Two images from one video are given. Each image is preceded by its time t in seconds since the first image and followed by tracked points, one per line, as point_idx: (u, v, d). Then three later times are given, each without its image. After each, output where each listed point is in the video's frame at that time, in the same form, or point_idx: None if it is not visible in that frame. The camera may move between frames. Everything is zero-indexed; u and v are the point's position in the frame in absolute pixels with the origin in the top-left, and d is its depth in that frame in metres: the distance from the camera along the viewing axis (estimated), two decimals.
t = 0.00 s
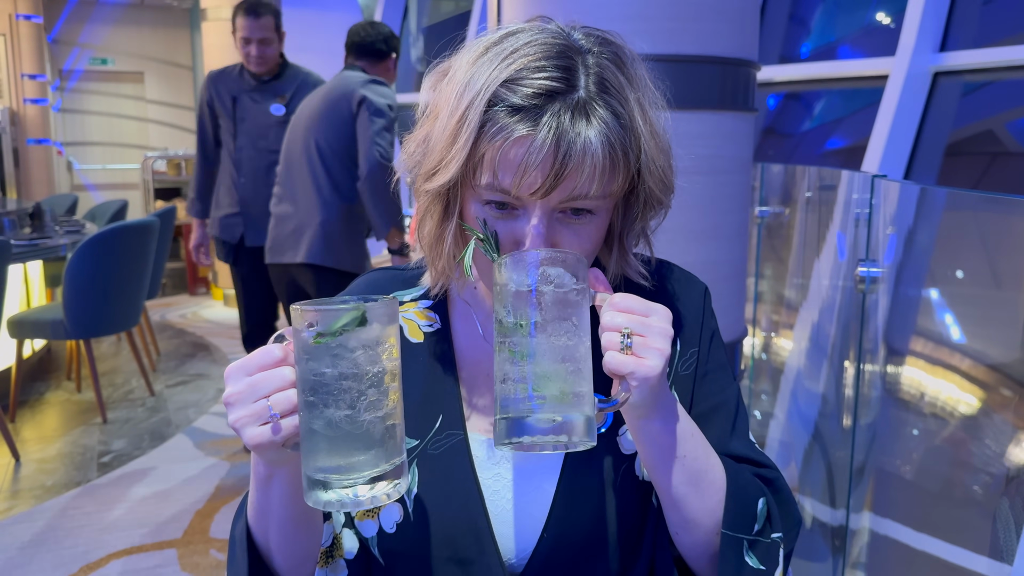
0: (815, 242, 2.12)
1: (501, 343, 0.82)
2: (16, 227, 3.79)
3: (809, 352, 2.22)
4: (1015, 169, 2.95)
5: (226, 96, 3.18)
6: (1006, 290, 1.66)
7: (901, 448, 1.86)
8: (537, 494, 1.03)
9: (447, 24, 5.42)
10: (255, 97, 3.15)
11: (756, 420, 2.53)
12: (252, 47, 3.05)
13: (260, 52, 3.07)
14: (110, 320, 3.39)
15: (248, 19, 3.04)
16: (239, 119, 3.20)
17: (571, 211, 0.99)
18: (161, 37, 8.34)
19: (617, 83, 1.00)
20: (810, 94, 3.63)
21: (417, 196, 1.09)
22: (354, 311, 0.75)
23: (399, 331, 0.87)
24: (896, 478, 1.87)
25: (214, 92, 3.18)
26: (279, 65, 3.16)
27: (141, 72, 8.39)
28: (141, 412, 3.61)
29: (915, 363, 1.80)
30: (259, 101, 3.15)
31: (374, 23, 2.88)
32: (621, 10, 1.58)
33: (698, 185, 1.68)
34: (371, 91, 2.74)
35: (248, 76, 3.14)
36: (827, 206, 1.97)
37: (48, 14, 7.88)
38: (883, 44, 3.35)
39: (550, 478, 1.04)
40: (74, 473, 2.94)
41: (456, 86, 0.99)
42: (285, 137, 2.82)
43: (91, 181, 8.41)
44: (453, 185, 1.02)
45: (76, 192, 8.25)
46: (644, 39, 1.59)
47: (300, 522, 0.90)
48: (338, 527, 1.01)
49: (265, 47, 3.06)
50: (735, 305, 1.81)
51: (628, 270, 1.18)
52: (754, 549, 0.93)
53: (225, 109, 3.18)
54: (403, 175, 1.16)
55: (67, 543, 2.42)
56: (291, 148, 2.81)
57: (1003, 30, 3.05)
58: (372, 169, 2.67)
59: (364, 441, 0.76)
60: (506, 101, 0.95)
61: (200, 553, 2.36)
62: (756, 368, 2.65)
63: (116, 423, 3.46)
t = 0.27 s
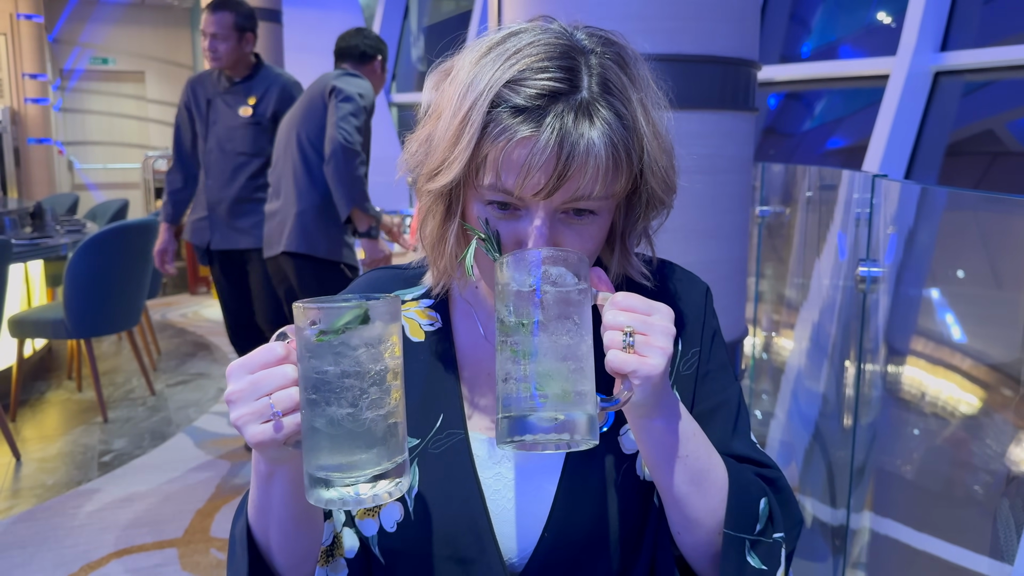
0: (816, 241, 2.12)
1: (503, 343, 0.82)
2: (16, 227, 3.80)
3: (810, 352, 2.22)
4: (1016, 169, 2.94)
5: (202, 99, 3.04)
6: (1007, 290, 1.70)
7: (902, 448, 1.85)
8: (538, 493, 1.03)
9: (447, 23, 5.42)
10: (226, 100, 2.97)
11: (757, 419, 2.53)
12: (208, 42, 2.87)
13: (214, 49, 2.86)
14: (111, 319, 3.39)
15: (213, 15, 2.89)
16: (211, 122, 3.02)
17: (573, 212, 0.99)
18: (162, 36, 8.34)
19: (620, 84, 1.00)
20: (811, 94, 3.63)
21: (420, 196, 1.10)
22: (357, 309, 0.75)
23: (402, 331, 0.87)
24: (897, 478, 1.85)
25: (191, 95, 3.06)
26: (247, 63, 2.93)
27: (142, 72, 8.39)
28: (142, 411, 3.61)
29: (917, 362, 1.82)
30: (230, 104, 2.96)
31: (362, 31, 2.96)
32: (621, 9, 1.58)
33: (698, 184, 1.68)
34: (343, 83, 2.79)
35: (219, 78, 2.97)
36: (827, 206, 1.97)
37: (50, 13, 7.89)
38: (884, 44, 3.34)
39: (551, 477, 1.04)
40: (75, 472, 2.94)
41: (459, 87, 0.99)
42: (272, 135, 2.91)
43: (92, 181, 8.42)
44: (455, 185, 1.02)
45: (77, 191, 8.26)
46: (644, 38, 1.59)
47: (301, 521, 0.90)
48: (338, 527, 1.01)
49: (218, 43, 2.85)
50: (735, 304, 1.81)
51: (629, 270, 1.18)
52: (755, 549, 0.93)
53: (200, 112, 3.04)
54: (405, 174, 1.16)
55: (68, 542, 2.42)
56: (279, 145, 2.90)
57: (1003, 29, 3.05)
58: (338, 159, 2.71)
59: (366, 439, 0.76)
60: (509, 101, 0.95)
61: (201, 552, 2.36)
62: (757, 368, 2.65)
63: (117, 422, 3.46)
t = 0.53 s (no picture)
0: (818, 240, 2.12)
1: (506, 345, 0.82)
2: (18, 226, 3.80)
3: (812, 351, 2.22)
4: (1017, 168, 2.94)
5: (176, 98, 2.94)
6: (1008, 288, 1.69)
7: (904, 447, 1.87)
8: (541, 492, 1.03)
9: (448, 23, 5.42)
10: (195, 100, 2.86)
11: (759, 418, 2.54)
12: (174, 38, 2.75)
13: (180, 45, 2.75)
14: (112, 318, 3.39)
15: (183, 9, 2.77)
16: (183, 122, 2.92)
17: (577, 207, 0.99)
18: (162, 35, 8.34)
19: (622, 78, 1.00)
20: (812, 93, 3.63)
21: (423, 193, 1.09)
22: (360, 309, 0.75)
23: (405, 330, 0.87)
24: (897, 476, 1.84)
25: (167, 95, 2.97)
26: (213, 58, 2.80)
27: (143, 72, 8.38)
28: (143, 411, 3.61)
29: (918, 362, 1.85)
30: (198, 103, 2.85)
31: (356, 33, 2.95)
32: (623, 8, 1.58)
33: (700, 182, 1.67)
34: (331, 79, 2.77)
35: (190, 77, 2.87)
36: (829, 205, 1.97)
37: (50, 12, 7.88)
38: (885, 43, 3.34)
39: (553, 477, 1.04)
40: (76, 471, 2.94)
41: (462, 83, 0.99)
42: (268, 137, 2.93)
43: (93, 180, 8.42)
44: (458, 181, 1.02)
45: (77, 190, 8.25)
46: (646, 36, 1.59)
47: (304, 520, 0.91)
48: (340, 525, 1.00)
49: (184, 37, 2.73)
50: (736, 302, 1.81)
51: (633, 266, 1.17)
52: (758, 547, 0.93)
53: (173, 113, 2.95)
54: (408, 173, 1.16)
55: (70, 541, 2.42)
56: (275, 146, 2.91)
57: (1004, 28, 3.05)
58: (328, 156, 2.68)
59: (369, 440, 0.76)
60: (512, 96, 0.95)
61: (202, 551, 2.36)
62: (759, 367, 2.64)
63: (119, 421, 3.46)
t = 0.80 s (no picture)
0: (819, 238, 2.12)
1: (511, 366, 0.82)
2: (19, 225, 3.80)
3: (813, 350, 2.22)
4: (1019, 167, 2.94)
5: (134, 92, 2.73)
6: (1009, 288, 1.73)
7: (905, 445, 1.88)
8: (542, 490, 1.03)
9: (450, 21, 5.42)
10: (155, 96, 2.66)
11: (760, 417, 2.54)
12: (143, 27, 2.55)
13: (154, 37, 2.56)
14: (113, 317, 3.39)
15: None
16: (139, 118, 2.71)
17: (582, 199, 0.98)
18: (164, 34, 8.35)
19: (625, 71, 1.00)
20: (813, 91, 3.62)
21: (427, 189, 1.09)
22: (362, 311, 0.74)
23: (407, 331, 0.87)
24: (899, 475, 1.86)
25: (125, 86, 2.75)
26: (181, 55, 2.63)
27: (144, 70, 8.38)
28: (144, 409, 3.61)
29: (919, 361, 1.84)
30: (158, 99, 2.65)
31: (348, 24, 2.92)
32: (625, 7, 1.58)
33: (701, 181, 1.67)
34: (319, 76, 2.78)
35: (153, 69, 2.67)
36: (831, 203, 1.97)
37: (52, 11, 7.89)
38: (886, 41, 3.34)
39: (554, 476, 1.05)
40: (78, 469, 2.95)
41: (467, 76, 0.99)
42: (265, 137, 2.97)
43: (94, 179, 8.42)
44: (463, 175, 1.02)
45: (79, 189, 8.25)
46: (648, 35, 1.59)
47: (307, 519, 0.91)
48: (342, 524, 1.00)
49: (160, 30, 2.55)
50: (737, 301, 1.81)
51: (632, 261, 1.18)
52: (760, 546, 0.93)
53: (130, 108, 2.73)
54: (411, 170, 1.17)
55: (71, 540, 2.42)
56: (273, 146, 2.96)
57: (1005, 26, 3.04)
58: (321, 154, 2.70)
59: (372, 441, 0.76)
60: (518, 88, 0.95)
61: (204, 549, 2.37)
62: (760, 365, 2.64)
63: (120, 420, 3.46)
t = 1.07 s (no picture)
0: (819, 237, 2.12)
1: (522, 403, 0.79)
2: (19, 224, 3.80)
3: (813, 349, 2.22)
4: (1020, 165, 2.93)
5: (87, 84, 2.62)
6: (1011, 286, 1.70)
7: (906, 445, 1.87)
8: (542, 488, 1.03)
9: (450, 19, 5.41)
10: (113, 88, 2.56)
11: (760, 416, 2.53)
12: (101, 18, 2.45)
13: (114, 28, 2.46)
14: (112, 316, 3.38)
15: None
16: (96, 111, 2.60)
17: (573, 186, 0.98)
18: (164, 33, 8.35)
19: (616, 60, 1.01)
20: (813, 89, 3.61)
21: (420, 180, 1.10)
22: (360, 311, 0.74)
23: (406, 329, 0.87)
24: (900, 473, 1.86)
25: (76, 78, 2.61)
26: (140, 46, 2.55)
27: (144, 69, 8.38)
28: (145, 409, 3.61)
29: (919, 359, 1.82)
30: (118, 92, 2.55)
31: None
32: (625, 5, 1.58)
33: (701, 180, 1.67)
34: (303, 83, 2.75)
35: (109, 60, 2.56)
36: (830, 202, 1.97)
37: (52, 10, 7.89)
38: (887, 39, 3.33)
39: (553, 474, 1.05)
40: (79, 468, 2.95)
41: (459, 65, 1.01)
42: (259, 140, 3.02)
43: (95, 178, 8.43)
44: (456, 163, 1.03)
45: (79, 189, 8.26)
46: (647, 33, 1.59)
47: (308, 518, 0.91)
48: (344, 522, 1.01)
49: (120, 21, 2.46)
50: (737, 300, 1.81)
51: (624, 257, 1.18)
52: (763, 549, 0.93)
53: (85, 100, 2.62)
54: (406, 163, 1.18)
55: (72, 538, 2.43)
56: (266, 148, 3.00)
57: (1006, 24, 3.04)
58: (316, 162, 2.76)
59: (371, 440, 0.76)
60: (508, 75, 0.96)
61: (204, 548, 2.37)
62: (761, 364, 2.64)
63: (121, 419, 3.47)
